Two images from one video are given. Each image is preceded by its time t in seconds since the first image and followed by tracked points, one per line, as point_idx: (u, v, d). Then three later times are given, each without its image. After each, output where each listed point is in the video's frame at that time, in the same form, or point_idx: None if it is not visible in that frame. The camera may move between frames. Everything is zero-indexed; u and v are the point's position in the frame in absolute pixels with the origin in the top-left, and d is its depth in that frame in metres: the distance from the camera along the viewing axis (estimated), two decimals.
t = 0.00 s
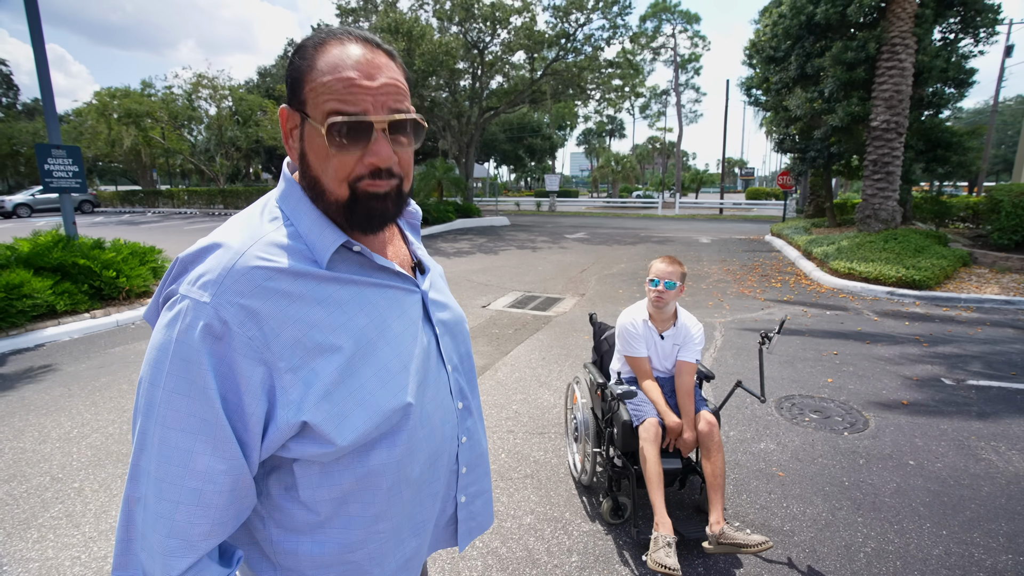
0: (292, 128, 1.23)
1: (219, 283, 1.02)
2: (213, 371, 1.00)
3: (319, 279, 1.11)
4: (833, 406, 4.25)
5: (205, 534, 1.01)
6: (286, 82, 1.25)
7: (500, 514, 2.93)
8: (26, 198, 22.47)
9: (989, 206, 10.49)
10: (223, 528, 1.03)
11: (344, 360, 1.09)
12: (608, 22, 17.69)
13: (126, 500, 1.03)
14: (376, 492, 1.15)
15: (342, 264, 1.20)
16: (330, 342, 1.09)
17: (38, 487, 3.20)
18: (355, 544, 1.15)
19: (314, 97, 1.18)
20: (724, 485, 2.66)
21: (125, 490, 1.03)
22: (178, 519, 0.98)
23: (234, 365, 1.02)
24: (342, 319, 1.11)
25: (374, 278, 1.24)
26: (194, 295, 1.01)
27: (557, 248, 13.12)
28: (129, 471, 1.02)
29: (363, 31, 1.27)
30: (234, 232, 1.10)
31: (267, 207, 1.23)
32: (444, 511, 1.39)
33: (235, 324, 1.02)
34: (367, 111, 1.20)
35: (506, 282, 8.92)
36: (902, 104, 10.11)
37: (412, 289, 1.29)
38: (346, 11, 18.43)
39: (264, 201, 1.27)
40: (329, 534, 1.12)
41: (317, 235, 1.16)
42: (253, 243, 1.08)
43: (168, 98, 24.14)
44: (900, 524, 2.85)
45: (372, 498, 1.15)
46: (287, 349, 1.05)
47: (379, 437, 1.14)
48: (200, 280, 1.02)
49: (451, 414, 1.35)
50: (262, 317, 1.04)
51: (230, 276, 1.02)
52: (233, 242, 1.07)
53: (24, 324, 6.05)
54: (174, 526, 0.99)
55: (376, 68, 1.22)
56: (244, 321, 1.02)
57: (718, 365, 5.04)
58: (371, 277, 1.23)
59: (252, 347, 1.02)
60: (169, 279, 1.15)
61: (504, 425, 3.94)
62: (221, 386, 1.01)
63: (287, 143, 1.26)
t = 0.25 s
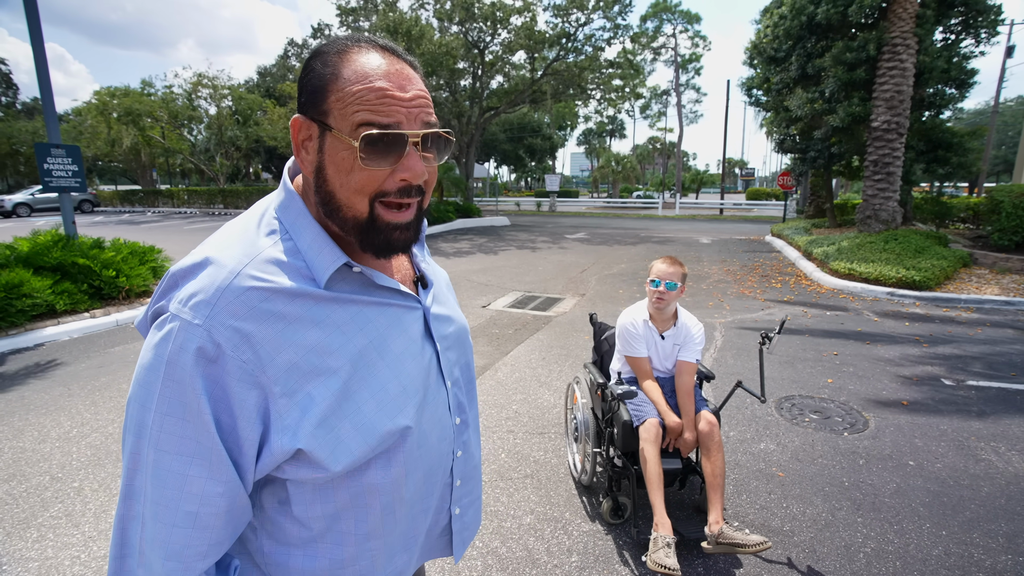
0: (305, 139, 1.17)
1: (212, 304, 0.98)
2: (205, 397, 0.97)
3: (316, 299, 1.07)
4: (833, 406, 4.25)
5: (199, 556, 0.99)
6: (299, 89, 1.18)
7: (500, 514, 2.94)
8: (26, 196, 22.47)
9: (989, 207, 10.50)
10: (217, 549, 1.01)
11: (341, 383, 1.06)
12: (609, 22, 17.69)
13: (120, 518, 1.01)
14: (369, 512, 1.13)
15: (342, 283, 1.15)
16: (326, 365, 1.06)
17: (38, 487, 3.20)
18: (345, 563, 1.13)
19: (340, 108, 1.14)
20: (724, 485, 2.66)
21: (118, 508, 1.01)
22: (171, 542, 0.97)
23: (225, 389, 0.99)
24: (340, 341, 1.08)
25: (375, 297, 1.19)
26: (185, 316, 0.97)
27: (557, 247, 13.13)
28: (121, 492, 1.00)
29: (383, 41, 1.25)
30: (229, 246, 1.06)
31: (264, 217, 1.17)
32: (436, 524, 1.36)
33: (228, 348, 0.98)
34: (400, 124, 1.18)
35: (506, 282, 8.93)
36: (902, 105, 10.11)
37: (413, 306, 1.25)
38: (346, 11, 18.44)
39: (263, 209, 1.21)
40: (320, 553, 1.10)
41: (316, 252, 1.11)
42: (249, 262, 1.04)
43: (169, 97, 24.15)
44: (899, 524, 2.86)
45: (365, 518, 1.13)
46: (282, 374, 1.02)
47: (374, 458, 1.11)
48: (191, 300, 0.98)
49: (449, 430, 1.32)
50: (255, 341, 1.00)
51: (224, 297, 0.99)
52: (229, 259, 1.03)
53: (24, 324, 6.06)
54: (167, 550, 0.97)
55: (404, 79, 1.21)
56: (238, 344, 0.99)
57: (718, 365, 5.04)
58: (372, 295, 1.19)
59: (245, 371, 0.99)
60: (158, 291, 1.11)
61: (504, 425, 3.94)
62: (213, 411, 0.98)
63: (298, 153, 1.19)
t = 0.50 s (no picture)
0: (305, 140, 1.17)
1: (210, 309, 0.96)
2: (203, 403, 0.95)
3: (318, 304, 1.05)
4: (833, 404, 4.26)
5: (199, 563, 0.97)
6: (299, 88, 1.17)
7: (500, 511, 2.95)
8: (25, 195, 22.45)
9: (988, 204, 10.51)
10: (216, 556, 0.99)
11: (342, 389, 1.05)
12: (609, 19, 17.66)
13: (116, 522, 1.00)
14: (370, 518, 1.12)
15: (344, 286, 1.13)
16: (327, 371, 1.04)
17: (38, 485, 3.21)
18: (344, 569, 1.12)
19: (342, 109, 1.14)
20: (723, 481, 2.67)
21: (115, 512, 0.99)
22: (171, 549, 0.95)
23: (225, 395, 0.97)
24: (342, 347, 1.06)
25: (377, 301, 1.17)
26: (182, 320, 0.95)
27: (557, 245, 13.14)
28: (117, 497, 0.98)
29: (385, 37, 1.25)
30: (228, 248, 1.04)
31: (264, 219, 1.16)
32: (437, 528, 1.35)
33: (227, 354, 0.96)
34: (404, 125, 1.18)
35: (506, 280, 8.93)
36: (902, 102, 10.11)
37: (416, 310, 1.24)
38: (345, 8, 18.39)
39: (264, 210, 1.21)
40: (319, 559, 1.09)
41: (317, 256, 1.10)
42: (248, 265, 1.02)
43: (167, 95, 24.10)
44: (898, 520, 2.87)
45: (365, 524, 1.11)
46: (283, 381, 1.00)
47: (374, 465, 1.10)
48: (189, 304, 0.96)
49: (449, 434, 1.30)
50: (255, 347, 0.98)
51: (223, 303, 0.97)
52: (227, 262, 1.01)
53: (23, 322, 6.06)
54: (165, 557, 0.95)
55: (407, 79, 1.20)
56: (237, 350, 0.97)
57: (718, 363, 5.05)
58: (375, 299, 1.17)
59: (245, 377, 0.97)
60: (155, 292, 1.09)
61: (504, 422, 3.95)
62: (212, 417, 0.96)
63: (299, 155, 1.19)
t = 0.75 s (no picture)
0: (311, 137, 1.17)
1: (215, 307, 0.96)
2: (210, 403, 0.95)
3: (322, 303, 1.05)
4: (832, 401, 4.27)
5: (212, 562, 0.98)
6: (306, 85, 1.18)
7: (500, 509, 2.95)
8: (22, 194, 22.38)
9: (987, 203, 10.53)
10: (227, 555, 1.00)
11: (345, 390, 1.05)
12: (608, 18, 17.63)
13: (125, 526, 1.00)
14: (372, 520, 1.12)
15: (348, 285, 1.13)
16: (331, 372, 1.04)
17: (37, 484, 3.21)
18: (347, 571, 1.12)
19: (348, 105, 1.14)
20: (723, 479, 2.68)
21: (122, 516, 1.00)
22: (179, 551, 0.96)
23: (229, 395, 0.98)
24: (345, 348, 1.06)
25: (381, 301, 1.17)
26: (187, 319, 0.95)
27: (556, 244, 13.15)
28: (127, 498, 0.99)
29: (393, 35, 1.25)
30: (233, 246, 1.04)
31: (269, 217, 1.16)
32: (443, 531, 1.34)
33: (232, 353, 0.97)
34: (410, 122, 1.18)
35: (505, 278, 8.93)
36: (901, 101, 10.12)
37: (419, 311, 1.24)
38: (344, 7, 18.35)
39: (270, 206, 1.21)
40: (322, 560, 1.10)
41: (321, 254, 1.09)
42: (253, 262, 1.02)
43: (165, 93, 24.04)
44: (897, 517, 2.88)
45: (368, 526, 1.12)
46: (287, 381, 1.00)
47: (377, 467, 1.10)
48: (195, 302, 0.96)
49: (452, 436, 1.30)
50: (260, 347, 0.99)
51: (228, 301, 0.97)
52: (231, 260, 1.01)
53: (21, 322, 6.06)
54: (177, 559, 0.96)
55: (414, 77, 1.20)
56: (243, 349, 0.98)
57: (717, 361, 5.06)
58: (379, 299, 1.17)
59: (249, 376, 0.98)
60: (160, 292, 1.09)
61: (504, 421, 3.95)
62: (217, 417, 0.96)
63: (305, 152, 1.19)
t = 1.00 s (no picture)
0: (300, 115, 1.20)
1: (223, 284, 0.98)
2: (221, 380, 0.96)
3: (327, 284, 1.08)
4: (829, 395, 4.30)
5: (234, 545, 0.98)
6: (288, 68, 1.22)
7: (501, 503, 2.98)
8: (16, 191, 22.26)
9: (983, 197, 10.56)
10: (249, 539, 1.00)
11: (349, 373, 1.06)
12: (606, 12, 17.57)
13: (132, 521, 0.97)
14: (375, 508, 1.13)
15: (351, 268, 1.15)
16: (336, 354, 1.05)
17: (38, 482, 3.22)
18: (351, 562, 1.12)
19: (326, 65, 1.16)
20: (722, 470, 2.70)
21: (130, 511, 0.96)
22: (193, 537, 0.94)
23: (237, 373, 0.98)
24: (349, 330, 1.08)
25: (385, 287, 1.20)
26: (197, 294, 0.96)
27: (554, 240, 13.15)
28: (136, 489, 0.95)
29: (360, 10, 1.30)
30: (240, 227, 1.06)
31: (272, 201, 1.17)
32: (445, 528, 1.35)
33: (240, 329, 0.98)
34: (385, 70, 1.19)
35: (504, 274, 8.94)
36: (898, 95, 10.12)
37: (422, 299, 1.26)
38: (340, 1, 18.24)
39: (272, 192, 1.22)
40: (325, 549, 1.10)
41: (326, 232, 1.12)
42: (260, 239, 1.04)
43: (160, 90, 23.88)
44: (893, 508, 2.91)
45: (371, 514, 1.12)
46: (293, 360, 1.01)
47: (381, 454, 1.11)
48: (202, 278, 0.97)
49: (453, 429, 1.31)
50: (267, 325, 1.00)
51: (235, 279, 0.99)
52: (237, 240, 1.03)
53: (18, 320, 6.05)
54: (193, 545, 0.95)
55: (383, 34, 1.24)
56: (250, 327, 0.99)
57: (715, 355, 5.09)
58: (383, 284, 1.19)
59: (256, 354, 0.99)
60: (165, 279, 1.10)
61: (504, 415, 3.97)
62: (227, 394, 0.97)
63: (297, 132, 1.21)
